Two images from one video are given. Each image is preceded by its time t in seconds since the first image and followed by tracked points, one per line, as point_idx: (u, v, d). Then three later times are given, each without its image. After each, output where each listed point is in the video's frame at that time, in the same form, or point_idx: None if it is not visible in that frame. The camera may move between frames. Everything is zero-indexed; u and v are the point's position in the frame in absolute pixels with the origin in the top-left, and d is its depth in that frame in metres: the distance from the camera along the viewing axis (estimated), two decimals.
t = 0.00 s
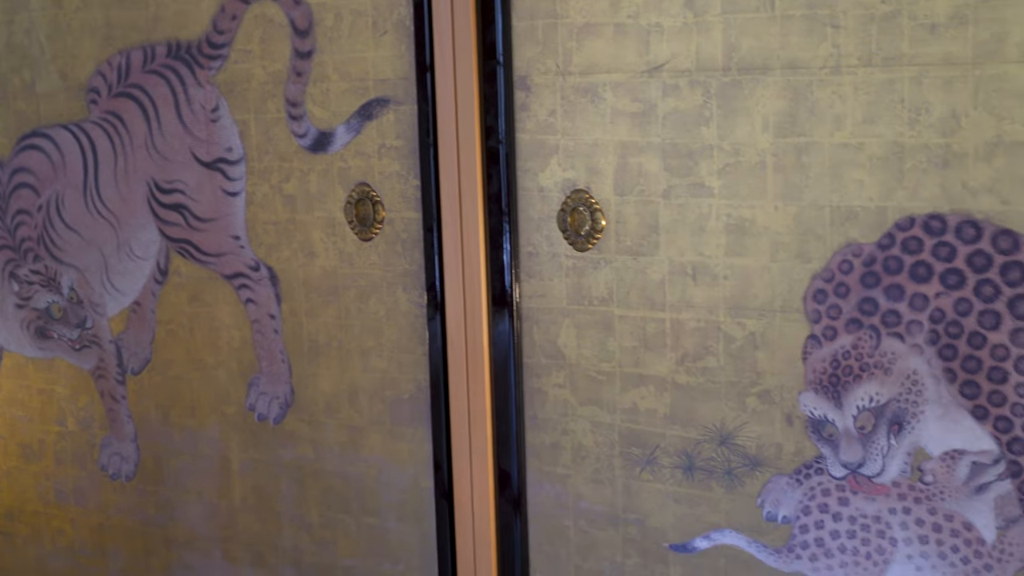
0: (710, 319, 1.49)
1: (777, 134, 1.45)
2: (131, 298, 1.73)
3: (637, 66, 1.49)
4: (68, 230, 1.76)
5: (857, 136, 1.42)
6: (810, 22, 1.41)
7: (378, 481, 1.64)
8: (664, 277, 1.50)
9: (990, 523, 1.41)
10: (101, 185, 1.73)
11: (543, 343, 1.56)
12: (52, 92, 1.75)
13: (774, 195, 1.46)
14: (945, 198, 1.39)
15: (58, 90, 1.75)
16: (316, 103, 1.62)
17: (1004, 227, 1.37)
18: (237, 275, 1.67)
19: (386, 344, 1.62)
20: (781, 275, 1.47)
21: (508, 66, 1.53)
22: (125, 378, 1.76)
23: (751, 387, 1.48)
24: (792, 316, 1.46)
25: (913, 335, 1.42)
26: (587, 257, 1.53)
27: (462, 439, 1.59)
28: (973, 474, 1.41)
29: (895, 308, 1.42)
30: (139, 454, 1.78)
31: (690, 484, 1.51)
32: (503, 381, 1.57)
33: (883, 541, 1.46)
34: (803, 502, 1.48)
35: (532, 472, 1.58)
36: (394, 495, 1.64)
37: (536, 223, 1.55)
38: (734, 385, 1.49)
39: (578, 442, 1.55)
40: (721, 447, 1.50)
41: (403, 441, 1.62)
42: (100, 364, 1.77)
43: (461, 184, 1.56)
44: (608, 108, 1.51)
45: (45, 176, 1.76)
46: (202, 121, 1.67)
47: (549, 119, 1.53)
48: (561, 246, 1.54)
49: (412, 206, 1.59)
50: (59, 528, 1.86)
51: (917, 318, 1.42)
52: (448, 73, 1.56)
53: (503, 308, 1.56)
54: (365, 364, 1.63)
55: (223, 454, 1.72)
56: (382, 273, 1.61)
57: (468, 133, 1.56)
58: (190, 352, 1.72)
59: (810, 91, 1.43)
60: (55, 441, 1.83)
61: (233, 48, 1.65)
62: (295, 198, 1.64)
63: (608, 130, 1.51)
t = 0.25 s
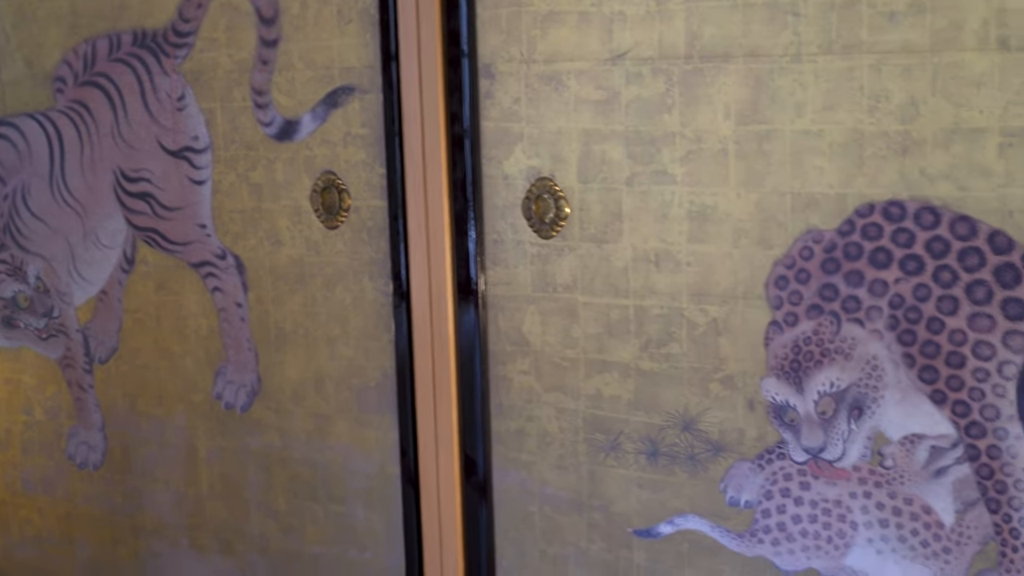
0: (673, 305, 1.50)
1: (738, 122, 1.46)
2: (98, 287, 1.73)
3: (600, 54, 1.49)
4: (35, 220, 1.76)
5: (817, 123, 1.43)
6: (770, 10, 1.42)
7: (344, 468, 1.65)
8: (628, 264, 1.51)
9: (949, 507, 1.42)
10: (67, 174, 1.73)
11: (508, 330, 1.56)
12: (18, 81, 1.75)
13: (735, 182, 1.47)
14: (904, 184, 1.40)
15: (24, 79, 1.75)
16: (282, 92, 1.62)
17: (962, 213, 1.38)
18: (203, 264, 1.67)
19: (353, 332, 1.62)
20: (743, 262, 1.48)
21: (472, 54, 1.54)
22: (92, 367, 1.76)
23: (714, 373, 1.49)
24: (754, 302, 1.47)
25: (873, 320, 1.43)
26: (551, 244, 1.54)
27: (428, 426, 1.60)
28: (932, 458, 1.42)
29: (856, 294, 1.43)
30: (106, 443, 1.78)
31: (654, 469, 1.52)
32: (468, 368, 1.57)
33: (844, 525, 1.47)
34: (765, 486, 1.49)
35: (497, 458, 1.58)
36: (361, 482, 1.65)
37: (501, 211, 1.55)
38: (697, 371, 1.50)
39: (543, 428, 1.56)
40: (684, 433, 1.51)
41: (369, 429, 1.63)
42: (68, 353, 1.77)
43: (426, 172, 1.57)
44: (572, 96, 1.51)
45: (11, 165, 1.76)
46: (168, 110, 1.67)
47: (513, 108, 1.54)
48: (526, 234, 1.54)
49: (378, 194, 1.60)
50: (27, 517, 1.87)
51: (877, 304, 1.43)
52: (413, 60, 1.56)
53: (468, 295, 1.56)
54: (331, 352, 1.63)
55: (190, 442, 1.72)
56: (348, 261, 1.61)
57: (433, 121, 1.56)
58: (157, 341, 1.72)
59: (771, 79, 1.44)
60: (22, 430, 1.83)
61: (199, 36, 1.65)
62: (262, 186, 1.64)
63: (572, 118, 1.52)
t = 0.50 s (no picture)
0: (637, 294, 1.51)
1: (701, 111, 1.46)
2: (65, 277, 1.73)
3: (564, 44, 1.50)
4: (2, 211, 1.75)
5: (779, 112, 1.43)
6: None
7: (312, 457, 1.66)
8: (592, 252, 1.52)
9: (909, 492, 1.44)
10: (34, 165, 1.73)
11: (475, 319, 1.57)
12: None
13: (698, 171, 1.47)
14: (865, 172, 1.41)
15: None
16: (248, 82, 1.62)
17: (921, 201, 1.39)
18: (170, 254, 1.67)
19: (320, 322, 1.63)
20: (706, 250, 1.48)
21: (437, 44, 1.54)
22: (60, 358, 1.76)
23: (678, 361, 1.50)
24: (718, 290, 1.48)
25: (834, 307, 1.44)
26: (517, 233, 1.54)
27: (395, 415, 1.61)
28: (893, 444, 1.43)
29: (818, 281, 1.44)
30: (74, 434, 1.78)
31: (619, 457, 1.53)
32: (435, 357, 1.58)
33: (806, 511, 1.48)
34: (729, 473, 1.50)
35: (464, 447, 1.59)
36: (329, 471, 1.65)
37: (467, 200, 1.56)
38: (662, 359, 1.51)
39: (509, 416, 1.57)
40: (649, 420, 1.52)
41: (337, 418, 1.64)
42: (35, 344, 1.76)
43: (392, 162, 1.57)
44: (536, 85, 1.52)
45: None
46: (134, 100, 1.67)
47: (478, 97, 1.54)
48: (491, 223, 1.55)
49: (344, 184, 1.60)
50: None
51: (838, 291, 1.44)
52: (378, 50, 1.56)
53: (434, 285, 1.57)
54: (299, 341, 1.64)
55: (159, 432, 1.73)
56: (315, 250, 1.62)
57: (399, 111, 1.57)
58: (124, 331, 1.72)
59: (733, 68, 1.45)
60: None
61: (164, 27, 1.65)
62: (228, 176, 1.64)
63: (536, 107, 1.52)
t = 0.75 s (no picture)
0: (600, 283, 1.52)
1: (663, 101, 1.47)
2: (29, 268, 1.74)
3: (527, 34, 1.51)
4: None
5: (740, 102, 1.44)
6: None
7: (278, 447, 1.66)
8: (556, 242, 1.53)
9: (869, 478, 1.45)
10: None
11: (439, 308, 1.58)
12: None
13: (660, 160, 1.48)
14: (824, 161, 1.42)
15: None
16: (212, 72, 1.62)
17: (880, 189, 1.40)
18: (135, 245, 1.68)
19: (285, 311, 1.63)
20: (668, 239, 1.49)
21: (401, 34, 1.54)
22: (24, 349, 1.77)
23: (640, 349, 1.51)
24: (680, 279, 1.49)
25: (794, 295, 1.45)
26: (480, 223, 1.55)
27: (360, 404, 1.61)
28: (852, 430, 1.44)
29: (778, 270, 1.45)
30: (39, 425, 1.80)
31: (582, 444, 1.54)
32: (400, 346, 1.59)
33: (768, 498, 1.49)
34: (691, 460, 1.51)
35: (429, 436, 1.60)
36: (294, 460, 1.66)
37: (431, 190, 1.56)
38: (625, 347, 1.52)
39: (474, 405, 1.58)
40: (612, 408, 1.53)
41: (302, 407, 1.64)
42: None
43: (356, 151, 1.58)
44: (499, 76, 1.52)
45: None
46: (98, 90, 1.66)
47: (442, 87, 1.55)
48: (455, 213, 1.56)
49: (309, 174, 1.60)
50: None
51: (798, 279, 1.45)
52: (342, 40, 1.56)
53: (398, 275, 1.58)
54: (264, 331, 1.64)
55: (123, 423, 1.74)
56: (280, 240, 1.62)
57: (363, 101, 1.57)
58: (89, 322, 1.73)
59: (694, 57, 1.45)
60: None
61: (128, 17, 1.65)
62: (193, 167, 1.64)
63: (500, 97, 1.53)
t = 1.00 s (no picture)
0: (563, 271, 1.53)
1: (625, 89, 1.48)
2: None
3: (491, 23, 1.51)
4: None
5: (701, 90, 1.45)
6: None
7: (244, 435, 1.67)
8: (519, 230, 1.54)
9: (829, 463, 1.46)
10: None
11: (404, 296, 1.58)
12: None
13: (622, 148, 1.49)
14: (784, 149, 1.43)
15: None
16: (177, 61, 1.62)
17: (839, 176, 1.42)
18: (100, 234, 1.68)
19: (250, 300, 1.64)
20: (631, 226, 1.50)
21: (365, 23, 1.55)
22: None
23: (603, 336, 1.52)
24: (642, 267, 1.50)
25: (755, 283, 1.46)
26: (445, 211, 1.56)
27: (326, 392, 1.62)
28: (813, 416, 1.46)
29: (739, 257, 1.47)
30: (5, 415, 1.80)
31: (547, 431, 1.55)
32: (365, 334, 1.59)
33: (729, 483, 1.50)
34: (654, 446, 1.52)
35: (394, 423, 1.61)
36: (261, 449, 1.67)
37: (395, 178, 1.57)
38: (588, 334, 1.53)
39: (439, 393, 1.58)
40: (575, 395, 1.54)
41: (268, 396, 1.65)
42: None
43: (320, 140, 1.58)
44: (463, 65, 1.53)
45: None
46: (63, 79, 1.66)
47: (406, 76, 1.55)
48: (419, 201, 1.56)
49: (274, 162, 1.61)
50: None
51: (759, 266, 1.46)
52: (306, 29, 1.57)
53: (363, 263, 1.58)
54: (230, 320, 1.65)
55: (90, 411, 1.74)
56: (246, 229, 1.63)
57: (327, 90, 1.57)
58: (55, 311, 1.73)
59: (656, 46, 1.46)
60: None
61: (92, 6, 1.65)
62: (158, 156, 1.65)
63: (464, 86, 1.53)
